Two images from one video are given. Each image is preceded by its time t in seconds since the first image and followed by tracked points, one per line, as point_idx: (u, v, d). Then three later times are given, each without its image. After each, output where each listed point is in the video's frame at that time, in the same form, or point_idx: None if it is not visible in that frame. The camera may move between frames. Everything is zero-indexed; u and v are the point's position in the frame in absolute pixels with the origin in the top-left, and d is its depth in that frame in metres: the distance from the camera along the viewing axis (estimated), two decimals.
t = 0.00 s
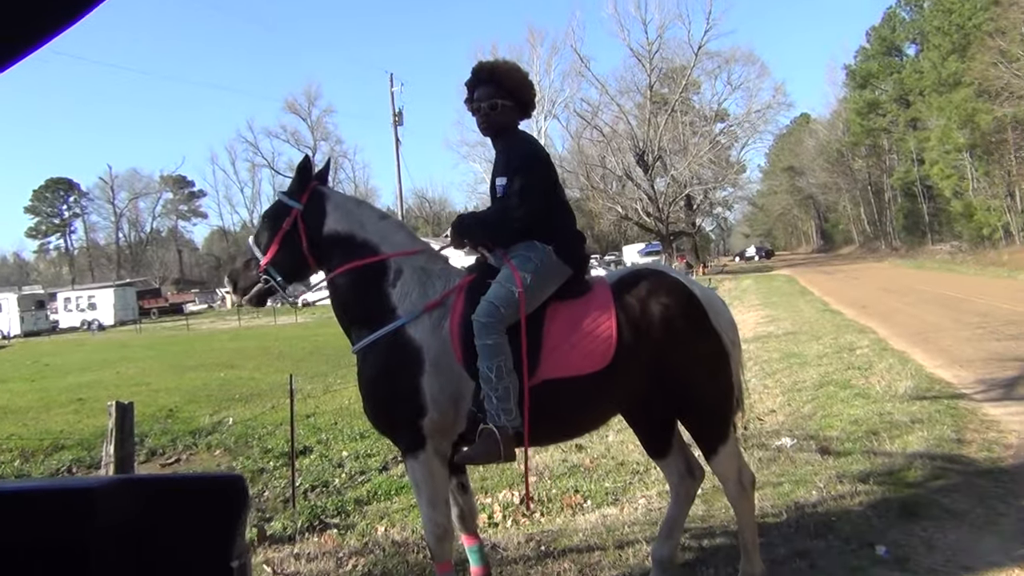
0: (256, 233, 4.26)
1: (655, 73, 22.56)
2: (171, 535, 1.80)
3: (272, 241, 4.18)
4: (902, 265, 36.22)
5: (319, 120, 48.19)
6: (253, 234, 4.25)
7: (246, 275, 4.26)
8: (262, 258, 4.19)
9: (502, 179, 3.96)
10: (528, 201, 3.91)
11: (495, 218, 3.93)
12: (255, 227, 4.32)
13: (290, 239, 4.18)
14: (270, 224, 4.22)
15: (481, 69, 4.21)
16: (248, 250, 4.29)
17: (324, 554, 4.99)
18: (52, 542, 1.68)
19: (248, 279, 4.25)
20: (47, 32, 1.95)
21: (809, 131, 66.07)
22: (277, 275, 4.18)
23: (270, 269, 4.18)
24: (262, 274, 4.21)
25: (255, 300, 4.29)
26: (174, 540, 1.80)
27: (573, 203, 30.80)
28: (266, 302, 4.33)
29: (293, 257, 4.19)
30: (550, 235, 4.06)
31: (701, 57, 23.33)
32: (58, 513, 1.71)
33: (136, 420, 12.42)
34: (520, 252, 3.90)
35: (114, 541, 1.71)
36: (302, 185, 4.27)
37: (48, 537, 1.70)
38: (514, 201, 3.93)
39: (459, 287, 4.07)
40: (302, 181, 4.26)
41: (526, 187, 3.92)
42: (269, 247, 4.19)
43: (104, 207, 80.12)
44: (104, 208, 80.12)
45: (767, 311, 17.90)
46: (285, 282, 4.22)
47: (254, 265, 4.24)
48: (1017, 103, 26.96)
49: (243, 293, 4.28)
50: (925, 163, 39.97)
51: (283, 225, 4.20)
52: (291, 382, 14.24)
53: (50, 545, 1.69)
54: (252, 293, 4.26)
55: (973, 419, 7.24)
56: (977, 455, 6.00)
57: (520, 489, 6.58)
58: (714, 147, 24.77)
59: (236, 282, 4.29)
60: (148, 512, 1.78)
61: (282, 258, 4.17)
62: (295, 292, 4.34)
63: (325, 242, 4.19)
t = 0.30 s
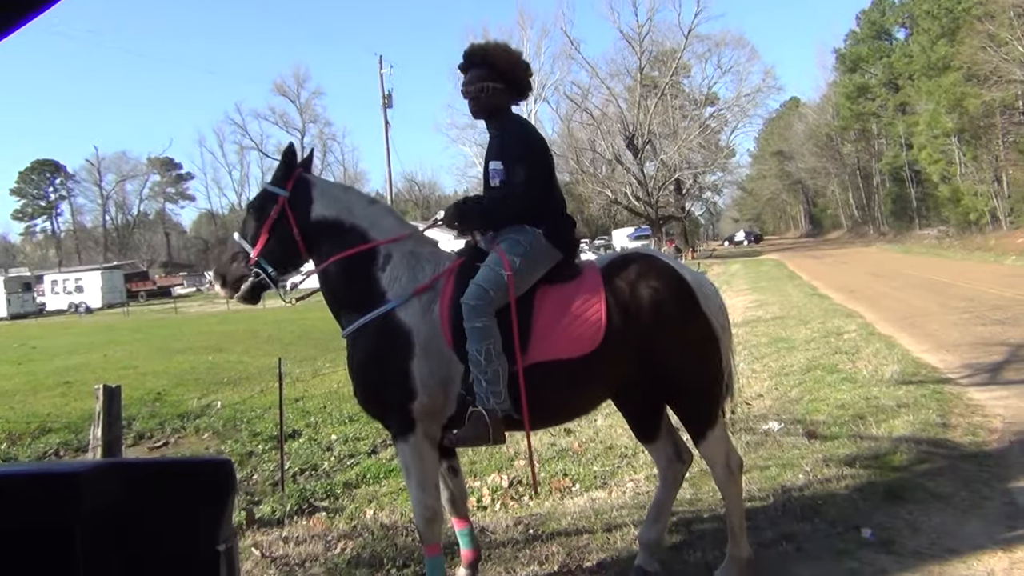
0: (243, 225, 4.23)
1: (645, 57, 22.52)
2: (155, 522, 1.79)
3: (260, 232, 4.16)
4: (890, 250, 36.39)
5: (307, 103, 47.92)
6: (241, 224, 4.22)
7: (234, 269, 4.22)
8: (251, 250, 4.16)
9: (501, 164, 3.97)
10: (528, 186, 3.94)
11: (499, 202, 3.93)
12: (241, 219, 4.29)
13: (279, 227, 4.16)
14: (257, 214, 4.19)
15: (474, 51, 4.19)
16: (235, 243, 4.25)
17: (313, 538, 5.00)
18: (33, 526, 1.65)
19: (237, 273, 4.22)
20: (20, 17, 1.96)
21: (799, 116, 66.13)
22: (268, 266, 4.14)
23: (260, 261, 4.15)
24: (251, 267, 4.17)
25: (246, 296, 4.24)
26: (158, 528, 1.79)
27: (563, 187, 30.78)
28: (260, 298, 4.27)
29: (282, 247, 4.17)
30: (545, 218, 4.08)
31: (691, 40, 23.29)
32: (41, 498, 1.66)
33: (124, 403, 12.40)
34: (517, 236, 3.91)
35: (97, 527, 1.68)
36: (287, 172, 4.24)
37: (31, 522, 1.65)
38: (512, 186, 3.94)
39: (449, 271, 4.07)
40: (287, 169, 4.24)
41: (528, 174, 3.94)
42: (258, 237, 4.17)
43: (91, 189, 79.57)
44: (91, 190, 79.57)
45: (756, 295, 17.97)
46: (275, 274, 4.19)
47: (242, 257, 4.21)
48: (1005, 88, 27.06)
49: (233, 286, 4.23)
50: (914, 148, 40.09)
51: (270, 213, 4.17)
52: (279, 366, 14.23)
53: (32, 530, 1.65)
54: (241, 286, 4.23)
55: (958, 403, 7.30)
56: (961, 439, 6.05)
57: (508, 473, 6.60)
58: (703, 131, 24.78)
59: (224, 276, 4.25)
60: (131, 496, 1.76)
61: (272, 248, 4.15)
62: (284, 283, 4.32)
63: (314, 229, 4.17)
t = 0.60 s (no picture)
0: (236, 215, 4.21)
1: (640, 48, 22.46)
2: (148, 524, 1.77)
3: (253, 222, 4.14)
4: (882, 244, 36.45)
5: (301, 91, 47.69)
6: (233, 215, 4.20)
7: (227, 259, 4.21)
8: (244, 239, 4.14)
9: (499, 160, 3.97)
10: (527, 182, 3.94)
11: (499, 198, 3.94)
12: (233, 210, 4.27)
13: (272, 217, 4.14)
14: (250, 203, 4.17)
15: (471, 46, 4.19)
16: (227, 233, 4.23)
17: (306, 528, 5.00)
18: (32, 520, 1.64)
19: (230, 262, 4.20)
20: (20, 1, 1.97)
21: (793, 109, 66.15)
22: (261, 256, 4.13)
23: (253, 250, 4.13)
24: (244, 256, 4.15)
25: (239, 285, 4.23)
26: (152, 528, 1.78)
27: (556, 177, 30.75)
28: (251, 287, 4.26)
29: (275, 237, 4.15)
30: (544, 214, 4.07)
31: (685, 32, 23.25)
32: (41, 493, 1.66)
33: (116, 391, 12.36)
34: (514, 231, 3.92)
35: (95, 521, 1.67)
36: (280, 162, 4.22)
37: (31, 516, 1.64)
38: (511, 181, 3.94)
39: (446, 263, 4.07)
40: (280, 159, 4.21)
41: (527, 170, 3.94)
42: (251, 227, 4.15)
43: (82, 177, 79.13)
44: (83, 178, 79.14)
45: (749, 288, 17.99)
46: (268, 264, 4.17)
47: (234, 247, 4.19)
48: (998, 83, 27.11)
49: (226, 277, 4.22)
50: (907, 142, 40.13)
51: (263, 203, 4.15)
52: (272, 356, 14.21)
53: (34, 524, 1.64)
54: (233, 276, 4.21)
55: (950, 397, 7.33)
56: (953, 432, 6.08)
57: (501, 464, 6.61)
58: (697, 123, 24.79)
59: (217, 266, 4.23)
60: (130, 491, 1.75)
61: (265, 238, 4.14)
62: (277, 273, 4.30)
63: (308, 219, 4.16)
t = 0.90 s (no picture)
0: (230, 212, 4.20)
1: (633, 47, 22.46)
2: (144, 524, 1.76)
3: (247, 218, 4.12)
4: (872, 246, 36.58)
5: (293, 86, 47.54)
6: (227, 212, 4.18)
7: (222, 255, 4.19)
8: (238, 237, 4.13)
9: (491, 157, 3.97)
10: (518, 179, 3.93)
11: (488, 193, 3.94)
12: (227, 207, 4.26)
13: (265, 214, 4.13)
14: (244, 200, 4.16)
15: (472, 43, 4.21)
16: (221, 229, 4.22)
17: (295, 524, 5.00)
18: (24, 515, 1.63)
19: (224, 259, 4.19)
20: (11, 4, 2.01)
21: (785, 110, 66.28)
22: (256, 254, 4.12)
23: (248, 248, 4.12)
24: (238, 255, 4.14)
25: (233, 283, 4.22)
26: (149, 527, 1.77)
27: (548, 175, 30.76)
28: (247, 285, 4.26)
29: (269, 233, 4.14)
30: (538, 210, 4.07)
31: (679, 31, 23.27)
32: (35, 488, 1.65)
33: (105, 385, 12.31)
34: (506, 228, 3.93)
35: (92, 518, 1.68)
36: (274, 158, 4.20)
37: (21, 510, 1.64)
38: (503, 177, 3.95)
39: (438, 260, 4.07)
40: (273, 155, 4.20)
41: (518, 167, 3.93)
42: (244, 224, 4.13)
43: (73, 169, 78.72)
44: (73, 170, 78.72)
45: (740, 288, 18.02)
46: (263, 261, 4.17)
47: (229, 244, 4.18)
48: (990, 86, 27.23)
49: (219, 275, 4.20)
50: (898, 143, 40.25)
51: (257, 200, 4.14)
52: (263, 351, 14.17)
53: (24, 518, 1.63)
54: (227, 274, 4.20)
55: (938, 399, 7.37)
56: (940, 434, 6.12)
57: (491, 461, 6.61)
58: (690, 122, 24.82)
59: (211, 263, 4.21)
60: (127, 488, 1.74)
61: (259, 235, 4.13)
62: (271, 269, 4.30)
63: (302, 214, 4.15)
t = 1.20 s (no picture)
0: (225, 202, 4.16)
1: (629, 49, 22.47)
2: (139, 528, 1.78)
3: (244, 210, 4.10)
4: (866, 250, 36.68)
5: (289, 86, 47.48)
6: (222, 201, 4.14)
7: (214, 245, 4.14)
8: (233, 227, 4.09)
9: (494, 156, 3.95)
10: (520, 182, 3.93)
11: (489, 190, 3.92)
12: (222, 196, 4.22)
13: (264, 207, 4.10)
14: (241, 191, 4.13)
15: (480, 41, 4.24)
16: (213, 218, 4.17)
17: (288, 525, 5.00)
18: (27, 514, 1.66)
19: (217, 249, 4.14)
20: None
21: (780, 114, 66.37)
22: (250, 245, 4.08)
23: (242, 240, 4.08)
24: (232, 246, 4.10)
25: (224, 274, 4.18)
26: (148, 531, 1.78)
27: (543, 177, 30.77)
28: (238, 276, 4.21)
29: (265, 226, 4.11)
30: (531, 212, 4.08)
31: (675, 34, 23.31)
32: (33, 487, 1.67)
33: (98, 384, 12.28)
34: (502, 226, 3.92)
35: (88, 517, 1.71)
36: (275, 151, 4.19)
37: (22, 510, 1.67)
38: (505, 177, 3.95)
39: (431, 260, 4.07)
40: (275, 147, 4.18)
41: (522, 167, 3.93)
42: (241, 214, 4.10)
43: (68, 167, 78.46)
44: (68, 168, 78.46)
45: (734, 291, 18.05)
46: (256, 254, 4.14)
47: (224, 234, 4.14)
48: (983, 91, 27.31)
49: (210, 265, 4.15)
50: (892, 148, 40.36)
51: (256, 191, 4.11)
52: (256, 351, 14.15)
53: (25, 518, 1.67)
54: (219, 264, 4.15)
55: (931, 404, 7.39)
56: (933, 438, 6.14)
57: (484, 463, 6.61)
58: (685, 125, 24.85)
59: (203, 253, 4.17)
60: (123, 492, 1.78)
61: (255, 227, 4.10)
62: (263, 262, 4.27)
63: (301, 210, 4.14)
